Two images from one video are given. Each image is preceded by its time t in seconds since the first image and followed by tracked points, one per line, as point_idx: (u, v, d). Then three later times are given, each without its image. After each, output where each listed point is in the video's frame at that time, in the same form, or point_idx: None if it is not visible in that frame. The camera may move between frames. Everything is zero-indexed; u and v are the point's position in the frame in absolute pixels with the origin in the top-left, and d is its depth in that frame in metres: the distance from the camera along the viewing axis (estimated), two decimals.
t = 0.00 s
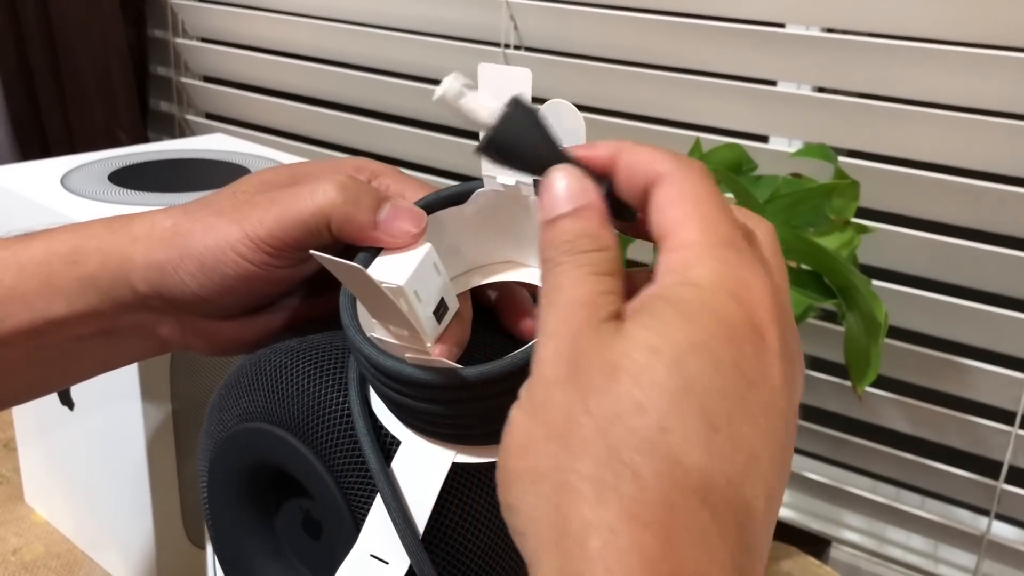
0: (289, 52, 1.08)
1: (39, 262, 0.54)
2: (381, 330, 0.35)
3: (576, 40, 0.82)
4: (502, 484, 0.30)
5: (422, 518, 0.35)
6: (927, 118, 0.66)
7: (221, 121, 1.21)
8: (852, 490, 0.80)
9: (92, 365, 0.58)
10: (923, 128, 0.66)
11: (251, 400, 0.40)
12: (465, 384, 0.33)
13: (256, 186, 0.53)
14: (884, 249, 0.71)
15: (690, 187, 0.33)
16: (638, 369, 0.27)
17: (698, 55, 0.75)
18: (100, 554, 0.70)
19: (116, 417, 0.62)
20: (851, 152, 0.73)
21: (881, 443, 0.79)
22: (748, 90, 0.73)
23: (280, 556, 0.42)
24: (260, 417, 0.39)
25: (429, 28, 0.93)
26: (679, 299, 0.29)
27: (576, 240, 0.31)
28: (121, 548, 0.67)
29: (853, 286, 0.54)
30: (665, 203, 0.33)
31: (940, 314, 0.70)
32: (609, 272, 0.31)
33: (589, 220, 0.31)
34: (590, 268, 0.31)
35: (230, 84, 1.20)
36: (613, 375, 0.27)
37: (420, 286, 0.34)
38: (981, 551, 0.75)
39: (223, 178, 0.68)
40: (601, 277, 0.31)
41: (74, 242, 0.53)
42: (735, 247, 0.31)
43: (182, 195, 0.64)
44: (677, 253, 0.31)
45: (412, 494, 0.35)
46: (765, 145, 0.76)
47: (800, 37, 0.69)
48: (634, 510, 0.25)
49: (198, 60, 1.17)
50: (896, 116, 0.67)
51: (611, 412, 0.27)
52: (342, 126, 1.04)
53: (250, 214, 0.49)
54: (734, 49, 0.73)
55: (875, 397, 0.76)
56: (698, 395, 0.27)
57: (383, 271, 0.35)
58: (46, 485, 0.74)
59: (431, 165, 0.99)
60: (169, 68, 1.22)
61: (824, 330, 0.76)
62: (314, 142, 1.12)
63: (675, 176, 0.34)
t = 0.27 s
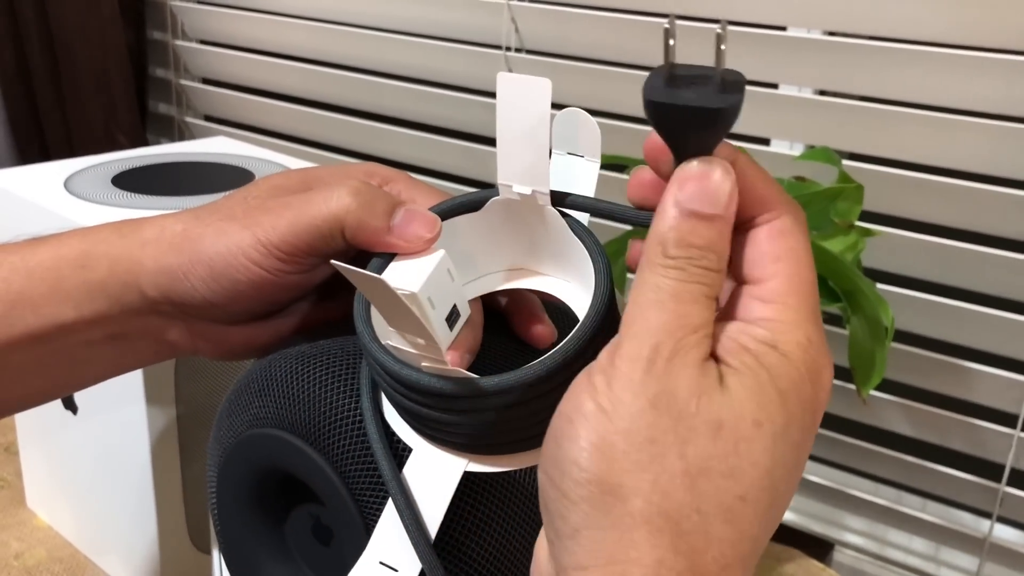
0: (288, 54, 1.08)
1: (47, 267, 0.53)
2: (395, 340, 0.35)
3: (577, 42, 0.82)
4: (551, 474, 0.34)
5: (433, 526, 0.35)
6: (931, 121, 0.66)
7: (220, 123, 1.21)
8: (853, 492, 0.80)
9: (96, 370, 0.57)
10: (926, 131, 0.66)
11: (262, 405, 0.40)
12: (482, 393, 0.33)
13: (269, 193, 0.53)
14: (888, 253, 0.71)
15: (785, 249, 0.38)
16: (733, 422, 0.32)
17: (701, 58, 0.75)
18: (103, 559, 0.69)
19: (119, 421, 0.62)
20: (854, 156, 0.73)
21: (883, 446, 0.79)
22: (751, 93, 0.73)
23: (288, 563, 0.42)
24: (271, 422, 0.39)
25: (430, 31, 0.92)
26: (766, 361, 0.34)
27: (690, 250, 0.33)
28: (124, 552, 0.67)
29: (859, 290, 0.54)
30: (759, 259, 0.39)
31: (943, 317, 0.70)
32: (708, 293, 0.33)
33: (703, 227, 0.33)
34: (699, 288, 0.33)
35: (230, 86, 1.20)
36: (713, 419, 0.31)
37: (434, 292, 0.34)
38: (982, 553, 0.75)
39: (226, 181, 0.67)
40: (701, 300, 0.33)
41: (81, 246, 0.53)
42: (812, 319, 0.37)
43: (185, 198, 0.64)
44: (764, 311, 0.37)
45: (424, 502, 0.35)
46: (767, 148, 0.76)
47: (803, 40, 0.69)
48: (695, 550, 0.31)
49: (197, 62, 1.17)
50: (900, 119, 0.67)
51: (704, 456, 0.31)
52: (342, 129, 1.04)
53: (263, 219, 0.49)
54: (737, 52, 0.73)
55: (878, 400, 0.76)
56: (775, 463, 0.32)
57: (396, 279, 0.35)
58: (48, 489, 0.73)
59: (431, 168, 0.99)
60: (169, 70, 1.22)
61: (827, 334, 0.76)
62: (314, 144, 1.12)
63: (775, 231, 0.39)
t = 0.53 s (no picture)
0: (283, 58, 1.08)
1: (42, 274, 0.53)
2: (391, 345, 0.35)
3: (570, 46, 0.82)
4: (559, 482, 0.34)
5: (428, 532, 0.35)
6: (924, 125, 0.66)
7: (215, 128, 1.21)
8: (848, 495, 0.80)
9: (91, 378, 0.57)
10: (919, 134, 0.67)
11: (258, 412, 0.40)
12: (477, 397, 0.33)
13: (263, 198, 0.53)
14: (882, 256, 0.71)
15: (782, 259, 0.39)
16: (743, 437, 0.32)
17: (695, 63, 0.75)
18: (98, 565, 0.69)
19: (114, 427, 0.62)
20: (848, 159, 0.73)
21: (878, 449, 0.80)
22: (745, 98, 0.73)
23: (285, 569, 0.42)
24: (267, 429, 0.39)
25: (424, 35, 0.93)
26: (771, 375, 0.35)
27: (700, 264, 0.33)
28: (119, 558, 0.66)
29: (854, 294, 0.54)
30: (759, 271, 0.38)
31: (937, 320, 0.70)
32: (716, 306, 0.33)
33: (712, 241, 0.33)
34: (708, 302, 0.33)
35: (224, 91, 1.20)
36: (724, 436, 0.32)
37: (429, 298, 0.34)
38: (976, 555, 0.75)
39: (221, 187, 0.67)
40: (710, 313, 0.33)
41: (78, 253, 0.53)
42: (810, 329, 0.37)
43: (181, 204, 0.64)
44: (764, 321, 0.37)
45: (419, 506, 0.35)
46: (761, 152, 0.76)
47: (797, 45, 0.69)
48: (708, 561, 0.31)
49: (191, 67, 1.17)
50: (893, 122, 0.67)
51: (716, 472, 0.32)
52: (337, 133, 1.04)
53: (260, 226, 0.49)
54: (731, 57, 0.73)
55: (872, 403, 0.76)
56: (780, 477, 0.33)
57: (391, 285, 0.35)
58: (43, 495, 0.73)
59: (426, 172, 0.99)
60: (163, 74, 1.22)
61: (822, 337, 0.76)
62: (308, 148, 1.12)
63: (772, 243, 0.39)
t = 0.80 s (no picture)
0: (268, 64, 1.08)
1: (19, 285, 0.53)
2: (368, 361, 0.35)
3: (554, 51, 0.82)
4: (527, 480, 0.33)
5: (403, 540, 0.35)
6: (905, 130, 0.66)
7: (200, 133, 1.21)
8: (832, 498, 0.81)
9: (71, 386, 0.58)
10: (901, 140, 0.67)
11: (233, 422, 0.40)
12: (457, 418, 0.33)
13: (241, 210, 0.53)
14: (863, 261, 0.72)
15: (757, 266, 0.39)
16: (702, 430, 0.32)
17: (678, 68, 0.76)
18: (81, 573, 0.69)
19: (96, 436, 0.62)
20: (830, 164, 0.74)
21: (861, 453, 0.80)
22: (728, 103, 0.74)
23: None
24: (242, 438, 0.39)
25: (409, 41, 0.93)
26: (739, 373, 0.34)
27: (673, 263, 0.33)
28: (102, 567, 0.66)
29: (832, 299, 0.55)
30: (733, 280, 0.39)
31: (918, 324, 0.70)
32: (686, 305, 0.34)
33: (688, 242, 0.33)
34: (678, 300, 0.33)
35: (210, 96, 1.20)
36: (685, 427, 0.31)
37: (406, 312, 0.34)
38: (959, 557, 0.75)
39: (204, 194, 0.67)
40: (680, 310, 0.33)
41: (55, 263, 0.53)
42: (779, 332, 0.37)
43: (163, 212, 0.64)
44: (736, 324, 0.37)
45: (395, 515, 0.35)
46: (744, 157, 0.76)
47: (779, 51, 0.69)
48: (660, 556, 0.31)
49: (176, 72, 1.17)
50: (875, 128, 0.68)
51: (674, 463, 0.31)
52: (322, 139, 1.04)
53: (234, 238, 0.49)
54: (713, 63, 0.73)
55: (856, 407, 0.76)
56: (740, 472, 0.32)
57: (368, 299, 0.35)
58: (25, 503, 0.73)
59: (412, 177, 0.99)
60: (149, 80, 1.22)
61: (805, 341, 0.77)
62: (294, 154, 1.12)
63: (746, 249, 0.40)
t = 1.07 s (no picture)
0: (257, 66, 1.08)
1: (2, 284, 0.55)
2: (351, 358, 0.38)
3: (540, 53, 0.83)
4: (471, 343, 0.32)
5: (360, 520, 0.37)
6: (890, 131, 0.66)
7: (190, 136, 1.21)
8: (818, 498, 0.81)
9: (51, 391, 0.59)
10: (884, 142, 0.67)
11: (209, 423, 0.40)
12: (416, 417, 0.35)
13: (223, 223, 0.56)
14: (848, 261, 0.72)
15: (710, 103, 0.36)
16: (628, 242, 0.29)
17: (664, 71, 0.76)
18: None
19: (83, 437, 0.62)
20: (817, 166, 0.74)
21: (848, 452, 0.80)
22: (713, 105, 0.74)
23: None
24: (218, 440, 0.40)
25: (397, 43, 0.93)
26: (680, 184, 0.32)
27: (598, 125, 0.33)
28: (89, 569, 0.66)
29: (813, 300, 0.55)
30: (683, 112, 0.36)
31: (902, 324, 0.71)
32: (622, 145, 0.33)
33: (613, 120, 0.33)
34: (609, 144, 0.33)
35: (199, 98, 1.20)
36: (600, 226, 0.30)
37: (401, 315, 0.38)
38: (945, 556, 0.76)
39: (189, 196, 0.68)
40: (610, 148, 0.33)
41: (34, 263, 0.55)
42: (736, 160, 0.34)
43: (148, 214, 0.64)
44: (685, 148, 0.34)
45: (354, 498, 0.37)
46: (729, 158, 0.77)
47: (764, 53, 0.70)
48: (595, 369, 0.28)
49: (165, 75, 1.17)
50: (859, 130, 0.68)
51: (590, 259, 0.29)
52: (311, 141, 1.04)
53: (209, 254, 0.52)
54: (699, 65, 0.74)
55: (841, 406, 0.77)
56: (668, 288, 0.29)
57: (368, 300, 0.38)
58: (12, 506, 0.73)
59: (401, 179, 0.99)
60: (138, 83, 1.22)
61: (791, 342, 0.77)
62: (283, 156, 1.12)
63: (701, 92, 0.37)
